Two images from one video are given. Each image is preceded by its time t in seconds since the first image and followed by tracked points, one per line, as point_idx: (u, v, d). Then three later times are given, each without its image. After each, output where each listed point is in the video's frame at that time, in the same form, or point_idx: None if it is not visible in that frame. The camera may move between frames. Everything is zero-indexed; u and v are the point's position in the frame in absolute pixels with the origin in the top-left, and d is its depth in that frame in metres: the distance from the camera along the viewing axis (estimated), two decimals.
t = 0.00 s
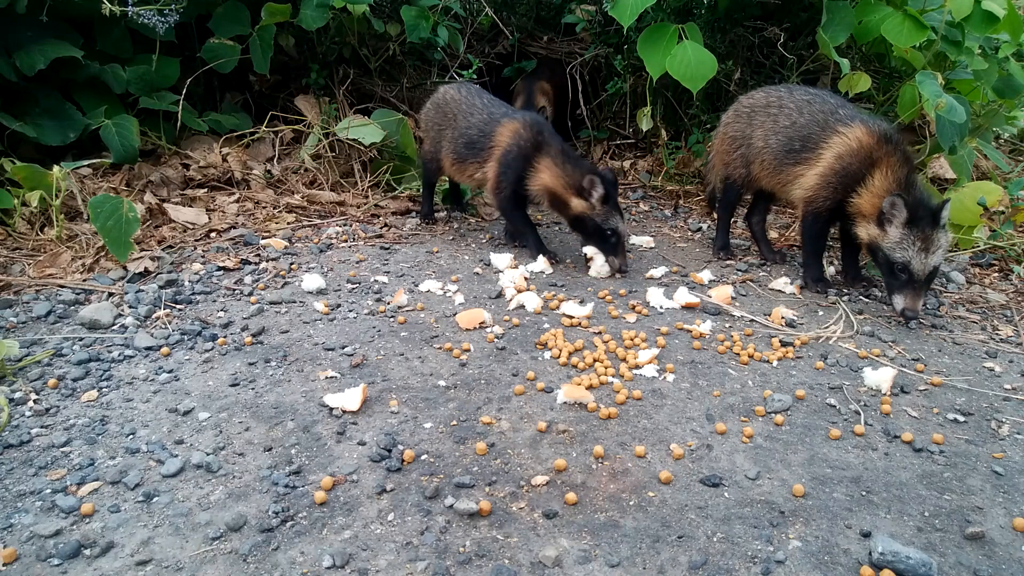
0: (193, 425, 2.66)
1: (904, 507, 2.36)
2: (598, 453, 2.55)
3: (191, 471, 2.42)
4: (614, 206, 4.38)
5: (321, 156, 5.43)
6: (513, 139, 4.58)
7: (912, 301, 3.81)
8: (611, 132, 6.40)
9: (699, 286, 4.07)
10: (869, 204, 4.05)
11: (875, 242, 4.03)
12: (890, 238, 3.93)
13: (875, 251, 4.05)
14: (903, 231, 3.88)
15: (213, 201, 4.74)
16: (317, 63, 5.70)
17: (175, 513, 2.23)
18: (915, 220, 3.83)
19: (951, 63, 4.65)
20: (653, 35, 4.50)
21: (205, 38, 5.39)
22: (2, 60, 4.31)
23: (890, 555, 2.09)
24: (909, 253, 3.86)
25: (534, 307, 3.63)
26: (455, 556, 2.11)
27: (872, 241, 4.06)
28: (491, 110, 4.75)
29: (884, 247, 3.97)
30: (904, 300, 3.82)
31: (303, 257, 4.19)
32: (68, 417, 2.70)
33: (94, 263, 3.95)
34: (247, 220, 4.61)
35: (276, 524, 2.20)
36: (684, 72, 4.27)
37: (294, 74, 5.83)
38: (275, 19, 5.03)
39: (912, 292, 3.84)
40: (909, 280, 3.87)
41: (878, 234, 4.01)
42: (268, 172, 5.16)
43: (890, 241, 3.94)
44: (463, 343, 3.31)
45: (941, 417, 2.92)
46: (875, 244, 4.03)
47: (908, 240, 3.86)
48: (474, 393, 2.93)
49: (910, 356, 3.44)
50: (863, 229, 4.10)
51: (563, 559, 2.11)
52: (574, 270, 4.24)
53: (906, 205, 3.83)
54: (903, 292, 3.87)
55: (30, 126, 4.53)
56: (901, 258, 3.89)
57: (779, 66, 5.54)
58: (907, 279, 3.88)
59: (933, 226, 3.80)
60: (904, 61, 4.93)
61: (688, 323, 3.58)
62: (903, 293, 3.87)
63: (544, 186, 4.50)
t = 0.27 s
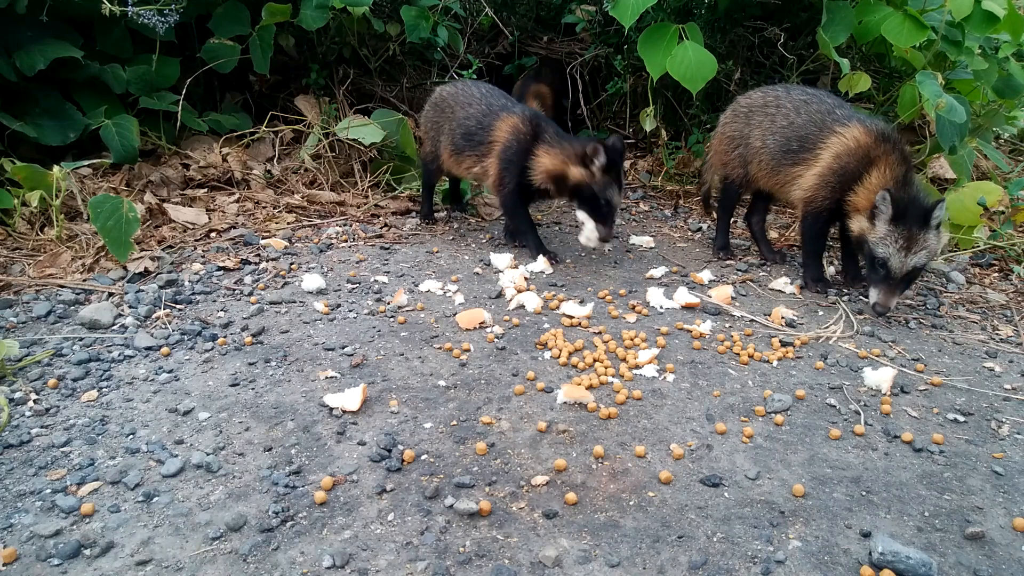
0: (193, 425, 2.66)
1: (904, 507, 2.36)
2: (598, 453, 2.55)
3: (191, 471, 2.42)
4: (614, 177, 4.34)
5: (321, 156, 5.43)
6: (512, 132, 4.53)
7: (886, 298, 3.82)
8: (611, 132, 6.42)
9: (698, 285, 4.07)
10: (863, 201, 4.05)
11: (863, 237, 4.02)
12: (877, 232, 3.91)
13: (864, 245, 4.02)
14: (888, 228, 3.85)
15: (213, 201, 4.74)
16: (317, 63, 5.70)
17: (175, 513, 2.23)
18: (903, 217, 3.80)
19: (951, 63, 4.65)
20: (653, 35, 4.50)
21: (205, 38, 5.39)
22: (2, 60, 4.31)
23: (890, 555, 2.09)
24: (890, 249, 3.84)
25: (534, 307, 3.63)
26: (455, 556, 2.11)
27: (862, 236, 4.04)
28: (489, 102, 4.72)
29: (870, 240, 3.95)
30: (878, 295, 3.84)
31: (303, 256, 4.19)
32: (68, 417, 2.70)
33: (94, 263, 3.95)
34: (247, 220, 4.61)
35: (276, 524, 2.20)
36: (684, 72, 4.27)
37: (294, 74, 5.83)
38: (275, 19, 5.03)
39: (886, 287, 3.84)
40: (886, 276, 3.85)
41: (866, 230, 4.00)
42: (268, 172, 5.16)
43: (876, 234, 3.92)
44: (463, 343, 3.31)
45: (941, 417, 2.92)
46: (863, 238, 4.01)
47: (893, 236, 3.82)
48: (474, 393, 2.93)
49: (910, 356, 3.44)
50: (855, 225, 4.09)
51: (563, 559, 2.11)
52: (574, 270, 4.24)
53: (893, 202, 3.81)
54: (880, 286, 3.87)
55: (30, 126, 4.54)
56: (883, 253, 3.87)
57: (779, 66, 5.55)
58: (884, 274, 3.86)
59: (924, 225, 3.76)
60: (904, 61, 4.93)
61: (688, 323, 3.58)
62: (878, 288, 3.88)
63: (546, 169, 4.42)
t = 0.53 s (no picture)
0: (193, 425, 2.66)
1: (904, 507, 2.36)
2: (598, 453, 2.55)
3: (191, 471, 2.42)
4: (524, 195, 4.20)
5: (321, 156, 5.43)
6: (501, 126, 4.59)
7: (881, 307, 3.80)
8: (611, 132, 6.38)
9: (698, 285, 4.07)
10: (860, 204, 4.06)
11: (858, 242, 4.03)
12: (870, 241, 3.92)
13: (859, 252, 4.04)
14: (881, 235, 3.87)
15: (213, 201, 4.73)
16: (318, 63, 5.70)
17: (175, 513, 2.23)
18: (899, 224, 3.81)
19: (951, 63, 4.65)
20: (652, 36, 4.50)
21: (205, 38, 5.40)
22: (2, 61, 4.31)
23: (890, 555, 2.09)
24: (883, 258, 3.85)
25: (534, 307, 3.63)
26: (455, 556, 2.11)
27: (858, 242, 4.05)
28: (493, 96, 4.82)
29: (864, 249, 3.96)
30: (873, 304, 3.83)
31: (303, 257, 4.19)
32: (68, 417, 2.70)
33: (94, 263, 3.95)
34: (247, 220, 4.60)
35: (276, 524, 2.20)
36: (684, 73, 4.27)
37: (294, 74, 5.84)
38: (275, 19, 5.03)
39: (881, 296, 3.84)
40: (881, 284, 3.85)
41: (862, 236, 4.00)
42: (268, 172, 5.16)
43: (871, 244, 3.93)
44: (463, 343, 3.31)
45: (941, 417, 2.92)
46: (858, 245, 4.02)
47: (886, 245, 3.84)
48: (474, 393, 2.93)
49: (910, 356, 3.44)
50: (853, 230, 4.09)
51: (563, 559, 2.11)
52: (574, 270, 4.24)
53: (887, 209, 3.83)
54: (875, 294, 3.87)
55: (30, 126, 4.54)
56: (877, 262, 3.87)
57: (779, 66, 5.55)
58: (879, 283, 3.85)
59: (918, 230, 3.77)
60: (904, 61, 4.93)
61: (688, 323, 3.58)
62: (873, 297, 3.87)
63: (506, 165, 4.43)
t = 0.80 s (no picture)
0: (193, 425, 2.66)
1: (904, 506, 2.36)
2: (598, 453, 2.55)
3: (191, 471, 2.42)
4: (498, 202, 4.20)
5: (321, 156, 5.43)
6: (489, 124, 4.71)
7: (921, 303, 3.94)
8: (611, 131, 6.38)
9: (698, 285, 4.08)
10: (872, 205, 4.02)
11: (887, 248, 4.03)
12: (906, 246, 3.93)
13: (887, 255, 4.06)
14: (916, 238, 3.88)
15: (213, 201, 4.73)
16: (317, 63, 5.71)
17: (175, 513, 2.23)
18: (927, 226, 3.82)
19: (951, 63, 4.66)
20: (652, 36, 4.50)
21: (205, 38, 5.40)
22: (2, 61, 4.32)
23: (890, 555, 2.09)
24: (928, 262, 3.87)
25: (534, 307, 3.63)
26: (455, 556, 2.11)
27: (883, 246, 4.04)
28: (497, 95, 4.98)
29: (900, 255, 3.97)
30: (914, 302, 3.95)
31: (303, 256, 4.19)
32: (68, 417, 2.70)
33: (93, 263, 3.95)
34: (247, 220, 4.61)
35: (276, 524, 2.20)
36: (684, 73, 4.27)
37: (294, 74, 5.83)
38: (275, 20, 5.03)
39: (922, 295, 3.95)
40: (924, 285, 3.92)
41: (888, 239, 4.00)
42: (268, 172, 5.16)
43: (907, 249, 3.93)
44: (463, 343, 3.31)
45: (941, 417, 2.92)
46: (888, 250, 4.02)
47: (926, 249, 3.86)
48: (474, 393, 2.93)
49: (910, 356, 3.44)
50: (868, 230, 4.08)
51: (563, 559, 2.11)
52: (574, 270, 4.24)
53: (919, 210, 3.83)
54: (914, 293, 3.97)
55: (30, 126, 4.54)
56: (920, 267, 3.90)
57: (779, 66, 5.55)
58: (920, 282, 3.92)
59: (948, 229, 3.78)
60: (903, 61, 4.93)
61: (687, 323, 3.58)
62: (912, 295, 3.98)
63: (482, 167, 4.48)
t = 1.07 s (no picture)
0: (193, 425, 2.66)
1: (904, 507, 2.36)
2: (598, 453, 2.55)
3: (191, 471, 2.42)
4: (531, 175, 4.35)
5: (321, 156, 5.43)
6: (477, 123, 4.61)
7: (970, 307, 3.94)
8: (611, 132, 6.37)
9: (698, 285, 4.08)
10: (904, 210, 4.07)
11: (932, 255, 4.07)
12: (951, 251, 3.98)
13: (925, 260, 4.11)
14: (957, 241, 3.96)
15: (213, 201, 4.73)
16: (318, 63, 5.71)
17: (175, 513, 2.23)
18: (969, 231, 3.90)
19: (951, 64, 4.66)
20: (653, 35, 4.50)
21: (205, 38, 5.40)
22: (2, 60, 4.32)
23: (890, 555, 2.09)
24: (975, 264, 3.94)
25: (534, 307, 3.63)
26: (455, 556, 2.11)
27: (929, 252, 4.08)
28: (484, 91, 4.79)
29: (947, 261, 4.00)
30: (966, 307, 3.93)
31: (303, 256, 4.19)
32: (68, 417, 2.70)
33: (94, 263, 3.95)
34: (248, 220, 4.61)
35: (276, 524, 2.20)
36: (684, 73, 4.27)
37: (294, 75, 5.83)
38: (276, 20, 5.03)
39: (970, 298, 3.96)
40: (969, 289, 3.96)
41: (933, 246, 4.05)
42: (268, 172, 5.16)
43: (951, 253, 3.99)
44: (463, 343, 3.31)
45: (941, 417, 2.92)
46: (935, 257, 4.05)
47: (972, 252, 3.94)
48: (474, 393, 2.93)
49: (910, 356, 3.44)
50: (913, 239, 4.12)
51: (563, 559, 2.11)
52: (574, 270, 4.24)
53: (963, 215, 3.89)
54: (962, 300, 3.96)
55: (30, 126, 4.54)
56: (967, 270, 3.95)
57: (779, 66, 5.55)
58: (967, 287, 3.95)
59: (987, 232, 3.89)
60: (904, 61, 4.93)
61: (688, 323, 3.58)
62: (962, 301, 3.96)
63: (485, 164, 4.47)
